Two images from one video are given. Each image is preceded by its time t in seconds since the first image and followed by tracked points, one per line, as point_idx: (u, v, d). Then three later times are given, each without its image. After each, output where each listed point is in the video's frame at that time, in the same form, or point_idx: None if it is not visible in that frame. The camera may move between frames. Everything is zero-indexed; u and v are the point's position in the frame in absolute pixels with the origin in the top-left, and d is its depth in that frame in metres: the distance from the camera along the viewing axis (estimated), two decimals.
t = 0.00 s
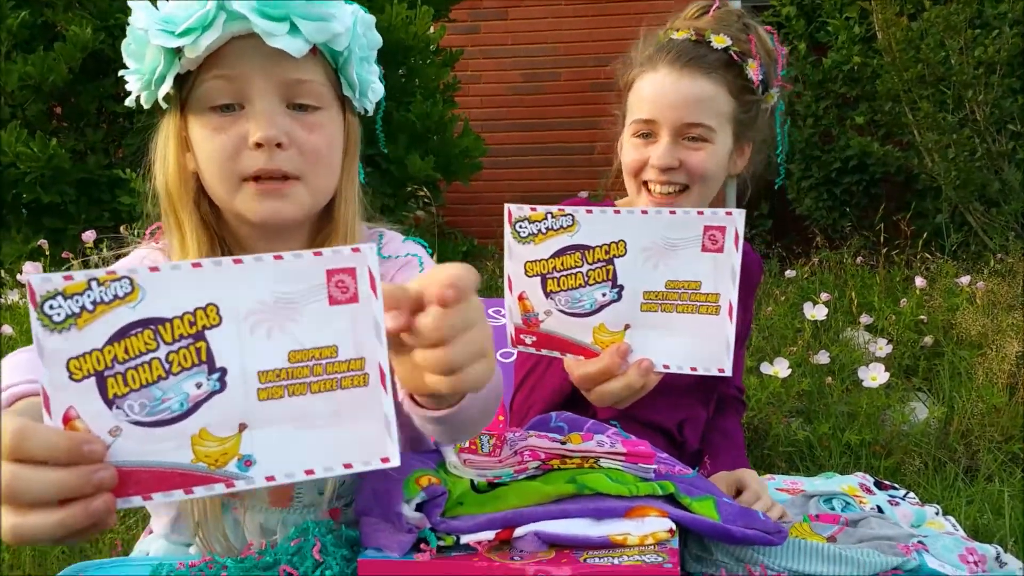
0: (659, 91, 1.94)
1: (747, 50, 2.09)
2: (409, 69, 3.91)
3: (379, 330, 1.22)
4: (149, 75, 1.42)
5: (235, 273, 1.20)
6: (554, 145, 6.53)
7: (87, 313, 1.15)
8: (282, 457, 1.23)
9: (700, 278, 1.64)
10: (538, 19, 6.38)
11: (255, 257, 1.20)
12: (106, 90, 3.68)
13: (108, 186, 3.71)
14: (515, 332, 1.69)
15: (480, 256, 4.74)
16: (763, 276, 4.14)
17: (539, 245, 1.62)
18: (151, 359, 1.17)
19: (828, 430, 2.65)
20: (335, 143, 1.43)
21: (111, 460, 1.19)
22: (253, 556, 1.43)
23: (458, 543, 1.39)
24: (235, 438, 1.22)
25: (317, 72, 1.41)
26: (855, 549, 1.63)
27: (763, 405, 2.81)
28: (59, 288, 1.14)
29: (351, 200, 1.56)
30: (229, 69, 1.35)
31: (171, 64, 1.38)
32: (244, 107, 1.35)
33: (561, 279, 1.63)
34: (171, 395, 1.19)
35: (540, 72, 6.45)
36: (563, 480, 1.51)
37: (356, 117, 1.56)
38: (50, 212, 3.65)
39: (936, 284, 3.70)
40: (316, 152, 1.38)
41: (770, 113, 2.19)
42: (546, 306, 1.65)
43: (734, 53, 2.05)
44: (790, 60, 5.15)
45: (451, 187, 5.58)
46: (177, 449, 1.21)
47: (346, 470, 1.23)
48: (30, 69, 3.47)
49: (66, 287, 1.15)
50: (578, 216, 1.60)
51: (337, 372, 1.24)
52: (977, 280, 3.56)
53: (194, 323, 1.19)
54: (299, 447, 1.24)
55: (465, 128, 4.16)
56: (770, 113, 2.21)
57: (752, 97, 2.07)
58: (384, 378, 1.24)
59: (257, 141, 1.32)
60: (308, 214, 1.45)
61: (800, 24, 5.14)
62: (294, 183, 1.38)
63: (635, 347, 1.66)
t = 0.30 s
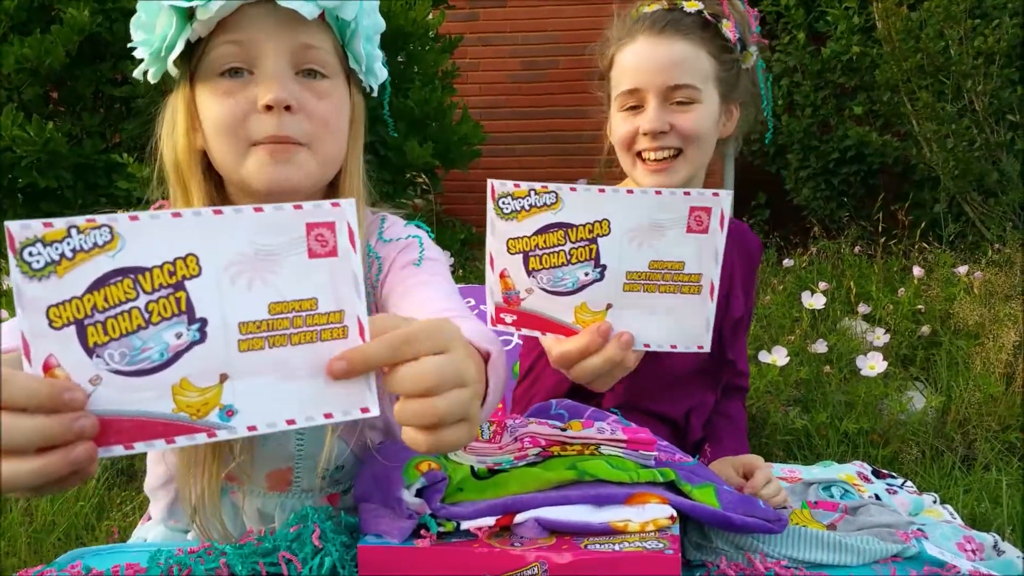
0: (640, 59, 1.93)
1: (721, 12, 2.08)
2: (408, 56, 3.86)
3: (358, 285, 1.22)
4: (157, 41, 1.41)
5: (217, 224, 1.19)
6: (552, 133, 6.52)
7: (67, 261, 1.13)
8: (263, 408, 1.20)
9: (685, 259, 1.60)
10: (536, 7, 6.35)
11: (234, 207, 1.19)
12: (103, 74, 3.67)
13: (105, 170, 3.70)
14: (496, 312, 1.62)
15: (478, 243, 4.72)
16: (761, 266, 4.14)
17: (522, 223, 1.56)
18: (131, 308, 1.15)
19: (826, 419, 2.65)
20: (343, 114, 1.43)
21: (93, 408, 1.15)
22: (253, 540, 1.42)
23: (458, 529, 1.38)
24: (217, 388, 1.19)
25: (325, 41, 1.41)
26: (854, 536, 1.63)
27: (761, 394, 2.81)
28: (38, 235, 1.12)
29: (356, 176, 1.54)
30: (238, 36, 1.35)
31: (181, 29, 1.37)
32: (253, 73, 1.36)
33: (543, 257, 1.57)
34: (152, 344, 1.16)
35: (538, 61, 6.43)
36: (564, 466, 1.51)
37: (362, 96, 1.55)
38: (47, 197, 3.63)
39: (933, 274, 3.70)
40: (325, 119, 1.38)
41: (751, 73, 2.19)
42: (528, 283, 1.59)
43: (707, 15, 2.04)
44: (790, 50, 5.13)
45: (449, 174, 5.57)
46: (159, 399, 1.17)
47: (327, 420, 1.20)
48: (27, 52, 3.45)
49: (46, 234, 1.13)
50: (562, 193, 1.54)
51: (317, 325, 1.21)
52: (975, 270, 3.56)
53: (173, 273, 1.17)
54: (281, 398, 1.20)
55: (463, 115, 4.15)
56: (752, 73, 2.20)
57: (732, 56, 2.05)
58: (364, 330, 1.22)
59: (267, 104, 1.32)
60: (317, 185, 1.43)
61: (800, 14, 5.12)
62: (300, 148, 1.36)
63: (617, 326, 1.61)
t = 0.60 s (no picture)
0: (631, 58, 1.93)
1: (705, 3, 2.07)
2: (414, 54, 3.90)
3: (385, 263, 1.25)
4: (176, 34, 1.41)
5: (246, 202, 1.22)
6: (556, 133, 6.52)
7: (102, 236, 1.17)
8: (291, 381, 1.24)
9: (680, 259, 1.60)
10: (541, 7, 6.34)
11: (265, 186, 1.22)
12: (111, 70, 3.68)
13: (112, 166, 3.70)
14: (493, 321, 1.57)
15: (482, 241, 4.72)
16: (765, 267, 4.14)
17: (514, 231, 1.52)
18: (164, 283, 1.19)
19: (831, 421, 2.65)
20: (356, 108, 1.43)
21: (126, 379, 1.19)
22: (258, 535, 1.42)
23: (462, 525, 1.38)
24: (246, 362, 1.23)
25: (337, 34, 1.40)
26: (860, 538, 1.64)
27: (766, 396, 2.81)
28: (73, 211, 1.16)
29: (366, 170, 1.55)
30: (256, 28, 1.35)
31: (200, 22, 1.37)
32: (268, 65, 1.36)
33: (539, 264, 1.53)
34: (183, 318, 1.20)
35: (543, 60, 6.43)
36: (570, 465, 1.51)
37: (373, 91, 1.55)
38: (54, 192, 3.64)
39: (939, 276, 3.69)
40: (340, 112, 1.39)
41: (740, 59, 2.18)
42: (525, 291, 1.54)
43: (692, 8, 2.04)
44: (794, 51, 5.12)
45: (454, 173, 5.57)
46: (190, 371, 1.22)
47: (350, 397, 1.23)
48: (37, 48, 3.46)
49: (80, 210, 1.17)
50: (555, 200, 1.51)
51: (344, 303, 1.24)
52: (981, 273, 3.56)
53: (203, 249, 1.20)
54: (309, 372, 1.24)
55: (468, 113, 4.14)
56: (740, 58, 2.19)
57: (719, 47, 2.04)
58: (389, 309, 1.25)
59: (282, 96, 1.32)
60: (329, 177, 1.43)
61: (804, 16, 5.11)
62: (314, 140, 1.37)
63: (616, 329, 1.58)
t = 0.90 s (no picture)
0: (626, 71, 1.91)
1: (693, 8, 2.06)
2: (420, 61, 3.87)
3: (414, 264, 1.25)
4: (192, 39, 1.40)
5: (287, 193, 1.22)
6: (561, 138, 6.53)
7: (144, 215, 1.17)
8: (317, 373, 1.22)
9: (704, 236, 1.56)
10: (546, 13, 6.34)
11: (305, 180, 1.23)
12: (119, 79, 3.68)
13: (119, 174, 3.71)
14: (519, 308, 1.60)
15: (488, 247, 4.72)
16: (772, 272, 4.13)
17: (538, 210, 1.56)
18: (199, 266, 1.18)
19: (839, 426, 2.64)
20: (368, 114, 1.43)
21: (150, 357, 1.17)
22: (268, 543, 1.41)
23: (473, 532, 1.38)
24: (271, 349, 1.21)
25: (351, 41, 1.41)
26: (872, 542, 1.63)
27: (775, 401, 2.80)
28: (119, 187, 1.16)
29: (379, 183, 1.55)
30: (273, 35, 1.35)
31: (217, 28, 1.37)
32: (283, 72, 1.36)
33: (563, 242, 1.56)
34: (215, 301, 1.19)
35: (547, 66, 6.43)
36: (579, 471, 1.50)
37: (385, 98, 1.55)
38: (62, 200, 3.65)
39: (946, 279, 3.68)
40: (351, 119, 1.39)
41: (728, 58, 2.18)
42: (550, 272, 1.58)
43: (682, 15, 2.02)
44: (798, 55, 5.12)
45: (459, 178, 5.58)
46: (217, 353, 1.20)
47: (372, 393, 1.22)
48: (46, 58, 3.48)
49: (126, 187, 1.16)
50: (577, 176, 1.54)
51: (372, 299, 1.24)
52: (989, 276, 3.55)
53: (240, 236, 1.20)
54: (335, 365, 1.22)
55: (474, 120, 4.15)
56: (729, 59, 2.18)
57: (711, 49, 2.03)
58: (415, 310, 1.25)
59: (297, 102, 1.32)
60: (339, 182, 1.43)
61: (808, 21, 5.11)
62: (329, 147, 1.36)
63: (644, 308, 1.57)
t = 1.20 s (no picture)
0: (629, 86, 1.91)
1: (686, 19, 2.05)
2: (425, 68, 3.89)
3: (448, 279, 1.26)
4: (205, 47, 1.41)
5: (323, 211, 1.24)
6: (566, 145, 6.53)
7: (186, 234, 1.20)
8: (352, 384, 1.24)
9: (718, 222, 1.60)
10: (550, 20, 6.36)
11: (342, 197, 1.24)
12: (123, 88, 3.70)
13: (124, 183, 3.71)
14: (539, 302, 1.62)
15: (492, 254, 4.72)
16: (779, 278, 4.12)
17: (557, 203, 1.59)
18: (240, 283, 1.21)
19: (848, 433, 2.64)
20: (378, 122, 1.43)
21: (195, 372, 1.20)
22: (277, 554, 1.40)
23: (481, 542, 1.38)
24: (310, 364, 1.23)
25: (361, 47, 1.41)
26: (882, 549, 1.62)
27: (782, 407, 2.79)
28: (162, 207, 1.20)
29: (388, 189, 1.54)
30: (285, 44, 1.36)
31: (229, 36, 1.37)
32: (294, 79, 1.36)
33: (581, 233, 1.60)
34: (255, 318, 1.22)
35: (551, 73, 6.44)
36: (587, 480, 1.50)
37: (396, 109, 1.56)
38: (66, 209, 3.66)
39: (954, 285, 3.67)
40: (360, 127, 1.38)
41: (724, 62, 2.14)
42: (569, 264, 1.61)
43: (677, 27, 2.02)
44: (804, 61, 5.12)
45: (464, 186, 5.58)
46: (258, 368, 1.22)
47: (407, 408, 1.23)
48: (51, 67, 3.50)
49: (169, 207, 1.20)
50: (592, 169, 1.58)
51: (407, 315, 1.25)
52: (997, 281, 3.54)
53: (280, 254, 1.22)
54: (369, 376, 1.24)
55: (478, 127, 4.15)
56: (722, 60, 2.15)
57: (706, 57, 2.02)
58: (450, 325, 1.26)
59: (307, 109, 1.32)
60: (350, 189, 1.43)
61: (813, 25, 5.12)
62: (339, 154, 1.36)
63: (662, 297, 1.59)
